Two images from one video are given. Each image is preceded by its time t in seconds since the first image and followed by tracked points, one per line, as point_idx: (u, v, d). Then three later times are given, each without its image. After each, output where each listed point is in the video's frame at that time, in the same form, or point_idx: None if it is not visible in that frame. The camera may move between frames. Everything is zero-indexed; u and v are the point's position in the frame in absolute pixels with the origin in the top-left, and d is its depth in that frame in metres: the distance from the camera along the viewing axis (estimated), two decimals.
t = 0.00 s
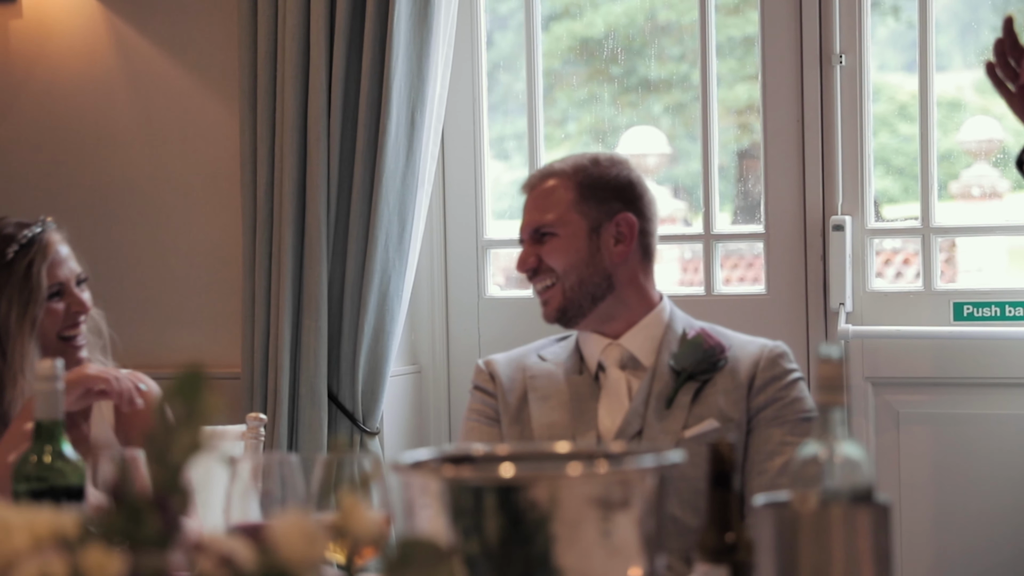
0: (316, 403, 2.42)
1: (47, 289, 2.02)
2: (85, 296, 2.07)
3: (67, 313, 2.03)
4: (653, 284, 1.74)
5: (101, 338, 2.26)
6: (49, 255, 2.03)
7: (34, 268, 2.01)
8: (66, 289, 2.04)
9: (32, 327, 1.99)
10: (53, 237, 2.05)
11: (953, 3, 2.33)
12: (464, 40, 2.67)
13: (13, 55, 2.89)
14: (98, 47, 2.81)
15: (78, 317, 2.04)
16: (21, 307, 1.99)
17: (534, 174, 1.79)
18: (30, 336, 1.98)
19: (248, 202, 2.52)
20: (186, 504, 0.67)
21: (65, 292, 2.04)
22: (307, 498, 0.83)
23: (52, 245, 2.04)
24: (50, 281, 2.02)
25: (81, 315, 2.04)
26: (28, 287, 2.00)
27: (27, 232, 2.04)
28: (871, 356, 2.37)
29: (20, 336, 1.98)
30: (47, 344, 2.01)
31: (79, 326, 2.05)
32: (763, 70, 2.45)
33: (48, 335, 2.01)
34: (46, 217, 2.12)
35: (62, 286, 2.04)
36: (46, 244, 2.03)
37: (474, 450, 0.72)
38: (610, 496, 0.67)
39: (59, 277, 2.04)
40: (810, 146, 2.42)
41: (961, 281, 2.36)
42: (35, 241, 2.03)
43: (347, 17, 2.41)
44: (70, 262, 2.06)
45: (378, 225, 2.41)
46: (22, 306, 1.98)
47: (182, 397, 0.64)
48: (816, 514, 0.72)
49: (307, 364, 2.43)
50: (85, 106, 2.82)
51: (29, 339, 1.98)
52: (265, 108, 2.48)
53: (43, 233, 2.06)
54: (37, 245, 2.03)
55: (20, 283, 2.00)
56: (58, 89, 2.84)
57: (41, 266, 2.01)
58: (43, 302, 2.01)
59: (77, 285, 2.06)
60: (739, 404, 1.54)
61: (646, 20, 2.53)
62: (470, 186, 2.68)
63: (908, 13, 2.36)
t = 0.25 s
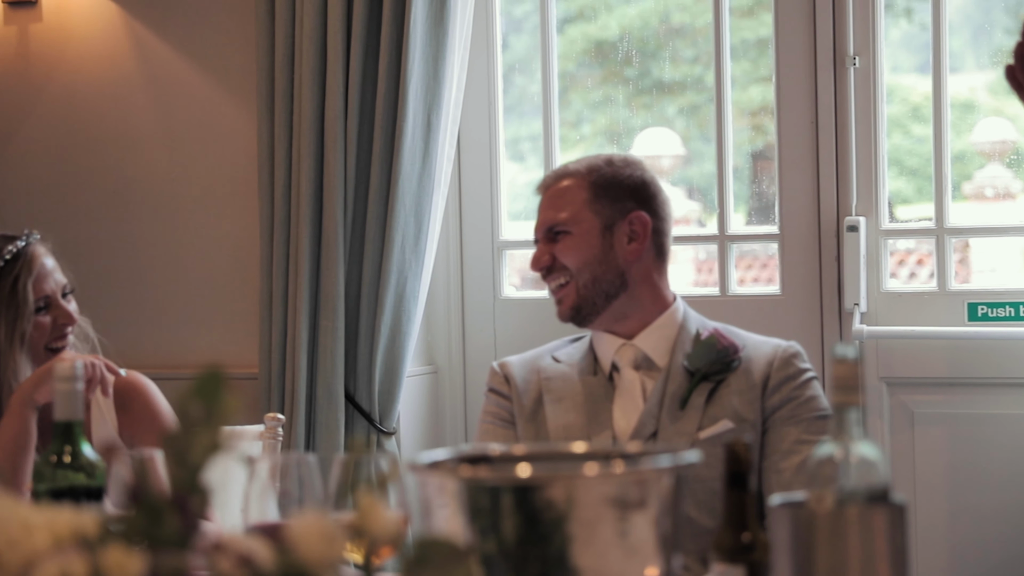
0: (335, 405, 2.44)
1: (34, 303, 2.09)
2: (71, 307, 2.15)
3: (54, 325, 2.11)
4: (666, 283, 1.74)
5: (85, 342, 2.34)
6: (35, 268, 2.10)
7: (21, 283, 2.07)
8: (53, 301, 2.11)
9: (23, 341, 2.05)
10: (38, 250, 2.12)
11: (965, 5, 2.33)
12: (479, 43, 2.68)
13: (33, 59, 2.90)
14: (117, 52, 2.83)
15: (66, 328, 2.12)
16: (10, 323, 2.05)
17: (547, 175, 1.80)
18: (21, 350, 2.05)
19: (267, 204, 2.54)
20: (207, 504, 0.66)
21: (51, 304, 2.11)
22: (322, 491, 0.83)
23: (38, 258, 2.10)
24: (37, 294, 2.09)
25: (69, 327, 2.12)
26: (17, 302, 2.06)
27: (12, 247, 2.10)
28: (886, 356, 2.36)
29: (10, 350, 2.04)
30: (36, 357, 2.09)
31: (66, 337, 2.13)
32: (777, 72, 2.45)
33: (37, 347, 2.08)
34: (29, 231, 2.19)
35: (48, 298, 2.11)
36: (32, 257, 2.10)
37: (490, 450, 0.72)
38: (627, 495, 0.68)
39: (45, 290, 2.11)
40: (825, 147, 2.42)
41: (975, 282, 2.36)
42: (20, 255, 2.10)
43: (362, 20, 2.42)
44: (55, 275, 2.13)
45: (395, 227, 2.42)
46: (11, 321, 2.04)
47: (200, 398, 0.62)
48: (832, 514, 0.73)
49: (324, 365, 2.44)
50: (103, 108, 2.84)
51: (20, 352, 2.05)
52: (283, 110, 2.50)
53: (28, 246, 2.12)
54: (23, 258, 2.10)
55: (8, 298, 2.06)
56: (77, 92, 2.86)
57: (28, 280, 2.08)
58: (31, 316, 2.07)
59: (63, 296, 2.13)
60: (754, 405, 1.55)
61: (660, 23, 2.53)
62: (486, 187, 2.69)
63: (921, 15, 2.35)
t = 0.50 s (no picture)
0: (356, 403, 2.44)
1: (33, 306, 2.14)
2: (71, 308, 2.20)
3: (54, 327, 2.16)
4: (684, 282, 1.77)
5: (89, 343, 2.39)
6: (31, 272, 2.15)
7: (18, 287, 2.13)
8: (51, 304, 2.16)
9: (21, 344, 2.11)
10: (34, 254, 2.17)
11: (983, 5, 2.32)
12: (500, 44, 2.68)
13: (58, 61, 2.92)
14: (141, 54, 2.85)
15: (66, 330, 2.17)
16: (8, 327, 2.11)
17: (563, 177, 1.83)
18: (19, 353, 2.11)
19: (289, 205, 2.55)
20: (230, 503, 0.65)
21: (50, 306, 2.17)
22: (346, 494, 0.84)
23: (35, 261, 2.16)
24: (34, 299, 2.14)
25: (68, 328, 2.17)
26: (15, 306, 2.12)
27: (9, 252, 2.16)
28: (905, 355, 2.35)
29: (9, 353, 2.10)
30: (37, 359, 2.14)
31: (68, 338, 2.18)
32: (797, 73, 2.45)
33: (37, 350, 2.14)
34: (28, 235, 2.24)
35: (47, 301, 2.16)
36: (28, 261, 2.16)
37: (512, 448, 0.72)
38: (648, 494, 0.68)
39: (43, 293, 2.16)
40: (844, 148, 2.42)
41: (994, 281, 2.35)
42: (17, 260, 2.15)
43: (384, 21, 2.42)
44: (53, 277, 2.18)
45: (416, 227, 2.43)
46: (9, 324, 2.11)
47: (225, 397, 0.62)
48: (852, 514, 0.73)
49: (345, 364, 2.45)
50: (126, 109, 2.86)
51: (19, 356, 2.11)
52: (304, 111, 2.51)
53: (25, 250, 2.17)
54: (20, 261, 2.15)
55: (6, 302, 2.12)
56: (100, 93, 2.88)
57: (25, 284, 2.13)
58: (29, 319, 2.13)
59: (61, 298, 2.19)
60: (776, 404, 1.56)
61: (679, 23, 2.53)
62: (506, 187, 2.70)
63: (939, 15, 2.35)
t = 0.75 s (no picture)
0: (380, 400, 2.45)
1: (43, 308, 2.14)
2: (83, 309, 2.18)
3: (66, 327, 2.15)
4: (709, 281, 1.76)
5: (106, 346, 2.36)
6: (40, 273, 2.14)
7: (26, 289, 2.13)
8: (62, 304, 2.15)
9: (29, 344, 2.10)
10: (43, 256, 2.17)
11: (1007, 3, 2.31)
12: (525, 43, 2.69)
13: (84, 64, 2.94)
14: (165, 54, 2.86)
15: (77, 328, 2.15)
16: (17, 328, 2.11)
17: (587, 176, 1.83)
18: (27, 353, 2.09)
19: (313, 204, 2.55)
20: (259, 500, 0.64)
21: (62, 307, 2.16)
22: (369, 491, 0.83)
23: (43, 262, 2.15)
24: (43, 300, 2.13)
25: (80, 327, 2.15)
26: (23, 308, 2.11)
27: (18, 254, 2.16)
28: (929, 353, 2.34)
29: (17, 354, 2.09)
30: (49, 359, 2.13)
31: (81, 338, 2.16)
32: (821, 71, 2.44)
33: (49, 351, 2.13)
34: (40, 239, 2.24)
35: (58, 302, 2.15)
36: (37, 262, 2.15)
37: (538, 445, 0.72)
38: (673, 492, 0.68)
39: (53, 294, 2.15)
40: (868, 146, 2.41)
41: (1016, 279, 2.34)
42: (25, 262, 2.15)
43: (409, 20, 2.43)
44: (63, 278, 2.17)
45: (440, 226, 2.44)
46: (17, 326, 2.11)
47: (254, 394, 0.62)
48: (877, 510, 0.73)
49: (370, 363, 2.45)
50: (150, 109, 2.88)
51: (27, 357, 2.09)
52: (329, 110, 2.51)
53: (34, 252, 2.17)
54: (28, 264, 2.14)
55: (15, 304, 2.12)
56: (125, 94, 2.90)
57: (33, 284, 2.12)
58: (38, 320, 2.12)
59: (73, 298, 2.17)
60: (802, 405, 1.56)
61: (702, 22, 2.53)
62: (530, 185, 2.70)
63: (962, 13, 2.34)
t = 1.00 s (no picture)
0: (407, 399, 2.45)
1: (61, 307, 2.04)
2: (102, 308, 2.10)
3: (86, 325, 2.06)
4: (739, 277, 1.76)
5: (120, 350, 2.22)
6: (59, 273, 2.05)
7: (46, 287, 2.03)
8: (82, 303, 2.06)
9: (51, 343, 2.00)
10: (61, 255, 2.07)
11: None
12: (550, 43, 2.69)
13: (110, 64, 2.97)
14: (192, 54, 2.88)
15: (97, 327, 2.06)
16: (34, 326, 2.00)
17: (617, 171, 1.81)
18: (49, 352, 1.99)
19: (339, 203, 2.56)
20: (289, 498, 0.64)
21: (81, 306, 2.07)
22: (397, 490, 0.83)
23: (62, 261, 2.06)
24: (63, 298, 2.04)
25: (101, 327, 2.06)
26: (44, 306, 2.02)
27: (35, 253, 2.05)
28: (956, 353, 2.33)
29: (40, 354, 1.98)
30: (68, 359, 2.03)
31: (100, 339, 2.06)
32: (847, 68, 2.43)
33: (69, 351, 2.03)
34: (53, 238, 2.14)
35: (77, 301, 2.06)
36: (55, 262, 2.05)
37: (565, 443, 0.72)
38: (703, 488, 0.68)
39: (72, 293, 2.06)
40: (895, 143, 2.40)
41: None
42: (43, 262, 2.05)
43: (434, 20, 2.44)
44: (81, 277, 2.08)
45: (466, 225, 2.44)
46: (35, 325, 2.00)
47: (283, 392, 0.61)
48: (907, 508, 0.73)
49: (396, 363, 2.46)
50: (177, 110, 2.89)
51: (47, 357, 1.98)
52: (355, 108, 2.52)
53: (51, 252, 2.07)
54: (46, 263, 2.04)
55: (34, 303, 2.01)
56: (152, 95, 2.92)
57: (55, 282, 2.03)
58: (57, 319, 2.03)
59: (92, 298, 2.09)
60: (830, 400, 1.55)
61: (727, 20, 2.52)
62: (556, 184, 2.71)
63: (988, 9, 2.32)
